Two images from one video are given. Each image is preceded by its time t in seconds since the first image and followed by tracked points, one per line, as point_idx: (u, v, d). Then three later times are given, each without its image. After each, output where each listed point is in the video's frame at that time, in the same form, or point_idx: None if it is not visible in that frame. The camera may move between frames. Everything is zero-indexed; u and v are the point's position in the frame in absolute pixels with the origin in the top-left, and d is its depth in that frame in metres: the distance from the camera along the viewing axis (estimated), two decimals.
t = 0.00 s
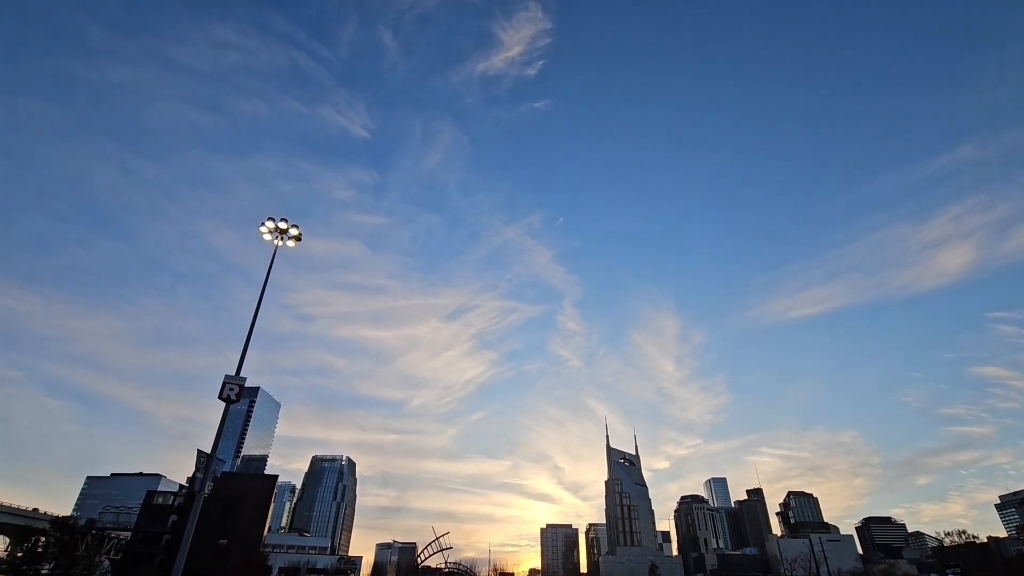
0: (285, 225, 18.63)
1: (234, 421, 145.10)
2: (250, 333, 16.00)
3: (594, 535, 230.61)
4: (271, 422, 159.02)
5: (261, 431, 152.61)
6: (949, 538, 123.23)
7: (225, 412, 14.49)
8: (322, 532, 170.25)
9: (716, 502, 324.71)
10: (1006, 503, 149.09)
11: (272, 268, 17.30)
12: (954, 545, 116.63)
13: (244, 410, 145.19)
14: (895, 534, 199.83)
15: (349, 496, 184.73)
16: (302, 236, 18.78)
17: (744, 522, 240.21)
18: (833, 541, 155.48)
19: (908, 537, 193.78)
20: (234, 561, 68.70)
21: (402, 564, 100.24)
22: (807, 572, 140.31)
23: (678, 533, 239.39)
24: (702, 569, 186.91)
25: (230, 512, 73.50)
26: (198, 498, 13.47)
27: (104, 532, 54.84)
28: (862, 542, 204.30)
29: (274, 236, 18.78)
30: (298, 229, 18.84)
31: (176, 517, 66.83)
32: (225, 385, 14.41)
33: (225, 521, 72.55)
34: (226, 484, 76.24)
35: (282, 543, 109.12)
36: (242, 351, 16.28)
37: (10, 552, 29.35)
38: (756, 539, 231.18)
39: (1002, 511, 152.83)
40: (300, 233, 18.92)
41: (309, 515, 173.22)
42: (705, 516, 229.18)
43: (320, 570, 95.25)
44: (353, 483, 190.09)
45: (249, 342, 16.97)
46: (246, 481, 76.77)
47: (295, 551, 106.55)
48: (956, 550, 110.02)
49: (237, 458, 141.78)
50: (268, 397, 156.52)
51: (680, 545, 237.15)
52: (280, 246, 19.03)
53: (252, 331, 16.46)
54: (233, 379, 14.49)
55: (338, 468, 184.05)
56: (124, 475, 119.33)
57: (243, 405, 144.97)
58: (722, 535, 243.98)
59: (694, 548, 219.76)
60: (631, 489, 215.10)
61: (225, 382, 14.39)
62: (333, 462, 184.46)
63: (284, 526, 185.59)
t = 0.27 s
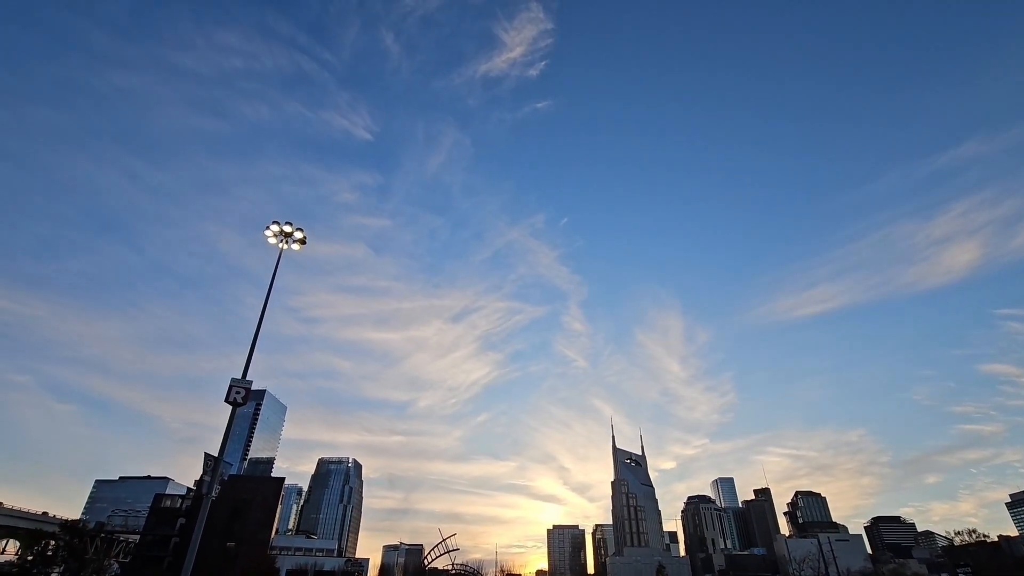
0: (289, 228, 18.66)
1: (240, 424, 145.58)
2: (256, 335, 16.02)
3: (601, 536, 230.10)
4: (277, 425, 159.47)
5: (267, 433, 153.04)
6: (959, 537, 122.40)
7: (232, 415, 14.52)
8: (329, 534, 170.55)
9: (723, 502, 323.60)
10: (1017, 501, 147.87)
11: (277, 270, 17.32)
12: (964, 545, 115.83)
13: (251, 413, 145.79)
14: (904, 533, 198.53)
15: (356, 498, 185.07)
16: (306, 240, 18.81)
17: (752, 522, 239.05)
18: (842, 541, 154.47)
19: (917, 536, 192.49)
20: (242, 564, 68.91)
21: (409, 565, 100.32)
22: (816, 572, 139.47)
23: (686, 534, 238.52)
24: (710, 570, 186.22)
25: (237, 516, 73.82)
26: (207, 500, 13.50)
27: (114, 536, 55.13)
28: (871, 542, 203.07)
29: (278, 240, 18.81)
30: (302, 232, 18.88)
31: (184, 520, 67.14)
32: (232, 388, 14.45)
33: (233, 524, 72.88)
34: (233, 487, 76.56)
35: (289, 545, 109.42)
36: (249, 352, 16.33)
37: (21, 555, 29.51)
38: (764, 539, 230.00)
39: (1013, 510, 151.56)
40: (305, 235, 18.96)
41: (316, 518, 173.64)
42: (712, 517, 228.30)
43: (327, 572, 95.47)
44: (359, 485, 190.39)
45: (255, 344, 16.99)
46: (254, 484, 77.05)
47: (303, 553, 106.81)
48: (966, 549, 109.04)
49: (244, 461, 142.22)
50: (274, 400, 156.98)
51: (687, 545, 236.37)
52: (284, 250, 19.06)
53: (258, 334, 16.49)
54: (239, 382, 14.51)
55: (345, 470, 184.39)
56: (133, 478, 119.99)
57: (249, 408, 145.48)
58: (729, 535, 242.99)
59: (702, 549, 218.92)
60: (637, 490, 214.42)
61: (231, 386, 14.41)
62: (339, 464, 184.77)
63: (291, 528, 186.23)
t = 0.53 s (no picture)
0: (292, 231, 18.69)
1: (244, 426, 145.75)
2: (259, 338, 16.02)
3: (605, 537, 229.76)
4: (281, 427, 159.70)
5: (272, 435, 153.24)
6: (966, 536, 121.85)
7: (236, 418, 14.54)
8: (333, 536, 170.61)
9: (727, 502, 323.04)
10: None
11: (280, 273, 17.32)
12: (971, 543, 115.40)
13: (255, 415, 145.92)
14: (910, 532, 197.72)
15: (360, 500, 185.14)
16: (309, 243, 18.82)
17: (757, 522, 238.37)
18: (848, 541, 153.93)
19: (924, 535, 191.74)
20: (247, 566, 68.97)
21: (414, 567, 100.33)
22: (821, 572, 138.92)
23: (690, 534, 238.03)
24: (715, 570, 185.76)
25: (242, 518, 73.89)
26: (212, 503, 13.49)
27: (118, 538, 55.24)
28: (876, 541, 202.34)
29: (281, 243, 18.83)
30: (305, 235, 18.90)
31: (189, 522, 67.24)
32: (236, 391, 14.46)
33: (238, 526, 72.97)
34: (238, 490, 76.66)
35: (294, 547, 109.54)
36: (253, 355, 16.33)
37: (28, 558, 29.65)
38: (769, 539, 229.25)
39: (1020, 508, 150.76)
40: (308, 238, 18.98)
41: (320, 519, 173.77)
42: (717, 517, 227.80)
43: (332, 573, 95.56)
44: (363, 487, 190.44)
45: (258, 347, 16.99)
46: (258, 486, 77.14)
47: (308, 555, 106.92)
48: (973, 548, 108.57)
49: (248, 463, 142.42)
50: (278, 402, 157.18)
51: (692, 545, 235.88)
52: (288, 253, 19.08)
53: (261, 337, 16.51)
54: (243, 384, 14.52)
55: (349, 472, 184.44)
56: (138, 482, 120.27)
57: (253, 410, 145.78)
58: (734, 535, 242.44)
59: (707, 548, 218.48)
60: (641, 490, 214.09)
61: (235, 389, 14.42)
62: (343, 466, 184.86)
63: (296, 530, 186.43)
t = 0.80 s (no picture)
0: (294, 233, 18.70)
1: (247, 428, 145.78)
2: (261, 340, 15.99)
3: (608, 537, 229.57)
4: (283, 429, 159.72)
5: (274, 437, 153.32)
6: (970, 535, 121.33)
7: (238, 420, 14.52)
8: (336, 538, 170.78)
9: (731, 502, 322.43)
10: None
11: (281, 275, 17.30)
12: (974, 543, 115.13)
13: (257, 417, 146.05)
14: (914, 532, 197.13)
15: (362, 502, 185.18)
16: (310, 245, 18.80)
17: (760, 522, 237.93)
18: (851, 540, 153.59)
19: (927, 535, 191.20)
20: (250, 567, 69.02)
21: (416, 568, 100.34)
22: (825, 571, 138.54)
23: (693, 534, 237.73)
24: (718, 570, 185.38)
25: (244, 520, 73.83)
26: (214, 505, 13.46)
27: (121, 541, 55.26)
28: (880, 540, 201.86)
29: (283, 245, 18.82)
30: (306, 236, 18.88)
31: (192, 524, 67.29)
32: (238, 393, 14.44)
33: (240, 528, 72.98)
34: (240, 491, 76.71)
35: (297, 549, 109.61)
36: (255, 357, 16.29)
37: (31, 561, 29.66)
38: (772, 539, 228.80)
39: None
40: (310, 240, 18.96)
41: (322, 521, 173.84)
42: (720, 517, 227.35)
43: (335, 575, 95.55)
44: (365, 488, 190.47)
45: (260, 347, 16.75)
46: (261, 488, 77.17)
47: (311, 556, 107.02)
48: (977, 547, 108.27)
49: (251, 465, 142.56)
50: (280, 404, 157.44)
51: (695, 545, 235.64)
52: (289, 254, 19.07)
53: (264, 340, 16.49)
54: (244, 387, 14.50)
55: (351, 473, 184.49)
56: (140, 484, 120.39)
57: (255, 412, 145.86)
58: (737, 535, 241.92)
59: (710, 549, 218.13)
60: (643, 490, 213.84)
61: (237, 390, 14.42)
62: (345, 467, 184.85)
63: (298, 532, 186.55)
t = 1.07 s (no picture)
0: (294, 235, 18.69)
1: (247, 430, 145.72)
2: (262, 342, 16.00)
3: (609, 537, 229.52)
4: (284, 431, 159.67)
5: (275, 439, 153.32)
6: (971, 533, 121.27)
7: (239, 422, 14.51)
8: (337, 539, 170.74)
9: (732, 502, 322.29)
10: None
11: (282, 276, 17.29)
12: (975, 541, 115.09)
13: (258, 419, 145.96)
14: (915, 531, 197.08)
15: (363, 503, 185.13)
16: (311, 247, 18.80)
17: (761, 522, 237.79)
18: (852, 540, 153.39)
19: (929, 533, 191.12)
20: (251, 570, 68.93)
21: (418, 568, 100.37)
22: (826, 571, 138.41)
23: (694, 533, 237.60)
24: (719, 570, 185.33)
25: (245, 521, 73.83)
26: (215, 507, 13.45)
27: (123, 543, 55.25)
28: (881, 540, 201.76)
29: (283, 247, 18.82)
30: (306, 238, 18.88)
31: (193, 526, 67.28)
32: (239, 395, 14.45)
33: (241, 530, 72.99)
34: (241, 493, 76.71)
35: (298, 550, 109.58)
36: (255, 358, 16.29)
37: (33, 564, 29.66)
38: (774, 538, 228.60)
39: None
40: (309, 241, 18.97)
41: (324, 523, 173.69)
42: (721, 516, 227.26)
43: None
44: (366, 490, 190.41)
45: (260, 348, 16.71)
46: (262, 489, 77.12)
47: (312, 558, 107.02)
48: (978, 546, 108.13)
49: (252, 466, 142.56)
50: (281, 406, 157.48)
51: (696, 545, 235.65)
52: (289, 256, 19.07)
53: (264, 342, 16.50)
54: (245, 389, 14.50)
55: (352, 475, 184.38)
56: (142, 486, 120.34)
57: (256, 414, 145.81)
58: (739, 535, 241.77)
59: (711, 548, 218.02)
60: (645, 490, 213.75)
61: (238, 393, 14.42)
62: (346, 469, 184.84)
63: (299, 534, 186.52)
